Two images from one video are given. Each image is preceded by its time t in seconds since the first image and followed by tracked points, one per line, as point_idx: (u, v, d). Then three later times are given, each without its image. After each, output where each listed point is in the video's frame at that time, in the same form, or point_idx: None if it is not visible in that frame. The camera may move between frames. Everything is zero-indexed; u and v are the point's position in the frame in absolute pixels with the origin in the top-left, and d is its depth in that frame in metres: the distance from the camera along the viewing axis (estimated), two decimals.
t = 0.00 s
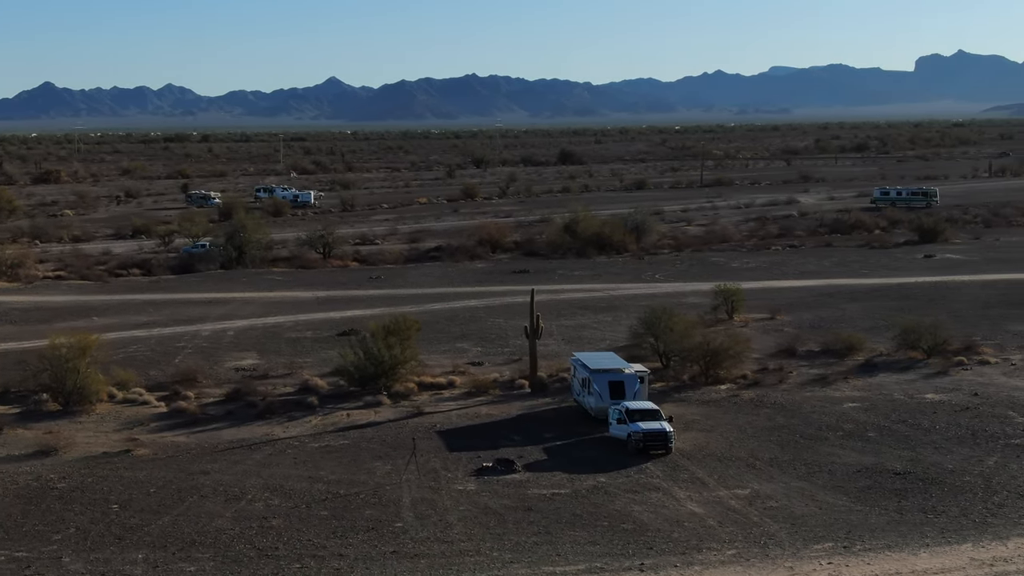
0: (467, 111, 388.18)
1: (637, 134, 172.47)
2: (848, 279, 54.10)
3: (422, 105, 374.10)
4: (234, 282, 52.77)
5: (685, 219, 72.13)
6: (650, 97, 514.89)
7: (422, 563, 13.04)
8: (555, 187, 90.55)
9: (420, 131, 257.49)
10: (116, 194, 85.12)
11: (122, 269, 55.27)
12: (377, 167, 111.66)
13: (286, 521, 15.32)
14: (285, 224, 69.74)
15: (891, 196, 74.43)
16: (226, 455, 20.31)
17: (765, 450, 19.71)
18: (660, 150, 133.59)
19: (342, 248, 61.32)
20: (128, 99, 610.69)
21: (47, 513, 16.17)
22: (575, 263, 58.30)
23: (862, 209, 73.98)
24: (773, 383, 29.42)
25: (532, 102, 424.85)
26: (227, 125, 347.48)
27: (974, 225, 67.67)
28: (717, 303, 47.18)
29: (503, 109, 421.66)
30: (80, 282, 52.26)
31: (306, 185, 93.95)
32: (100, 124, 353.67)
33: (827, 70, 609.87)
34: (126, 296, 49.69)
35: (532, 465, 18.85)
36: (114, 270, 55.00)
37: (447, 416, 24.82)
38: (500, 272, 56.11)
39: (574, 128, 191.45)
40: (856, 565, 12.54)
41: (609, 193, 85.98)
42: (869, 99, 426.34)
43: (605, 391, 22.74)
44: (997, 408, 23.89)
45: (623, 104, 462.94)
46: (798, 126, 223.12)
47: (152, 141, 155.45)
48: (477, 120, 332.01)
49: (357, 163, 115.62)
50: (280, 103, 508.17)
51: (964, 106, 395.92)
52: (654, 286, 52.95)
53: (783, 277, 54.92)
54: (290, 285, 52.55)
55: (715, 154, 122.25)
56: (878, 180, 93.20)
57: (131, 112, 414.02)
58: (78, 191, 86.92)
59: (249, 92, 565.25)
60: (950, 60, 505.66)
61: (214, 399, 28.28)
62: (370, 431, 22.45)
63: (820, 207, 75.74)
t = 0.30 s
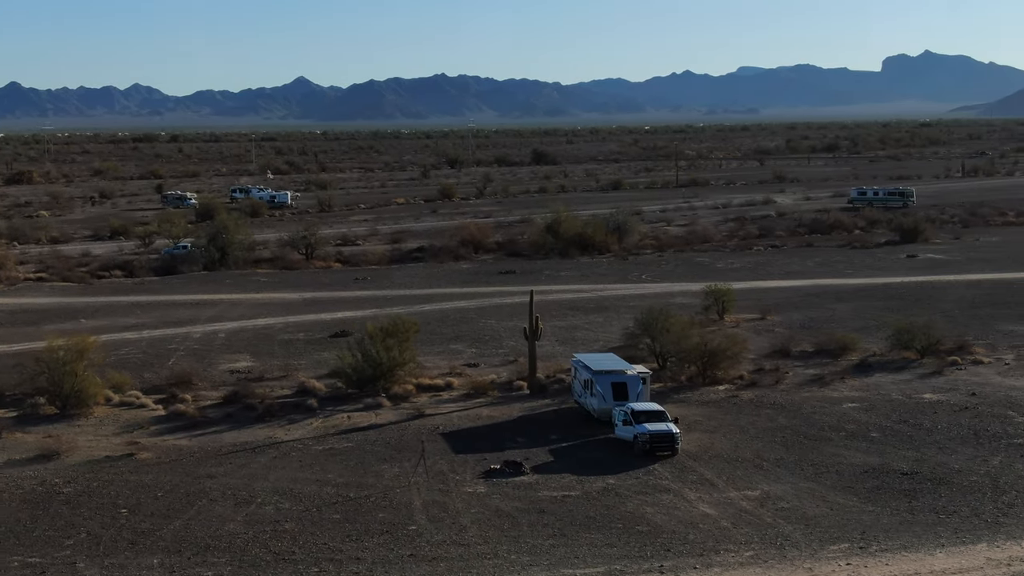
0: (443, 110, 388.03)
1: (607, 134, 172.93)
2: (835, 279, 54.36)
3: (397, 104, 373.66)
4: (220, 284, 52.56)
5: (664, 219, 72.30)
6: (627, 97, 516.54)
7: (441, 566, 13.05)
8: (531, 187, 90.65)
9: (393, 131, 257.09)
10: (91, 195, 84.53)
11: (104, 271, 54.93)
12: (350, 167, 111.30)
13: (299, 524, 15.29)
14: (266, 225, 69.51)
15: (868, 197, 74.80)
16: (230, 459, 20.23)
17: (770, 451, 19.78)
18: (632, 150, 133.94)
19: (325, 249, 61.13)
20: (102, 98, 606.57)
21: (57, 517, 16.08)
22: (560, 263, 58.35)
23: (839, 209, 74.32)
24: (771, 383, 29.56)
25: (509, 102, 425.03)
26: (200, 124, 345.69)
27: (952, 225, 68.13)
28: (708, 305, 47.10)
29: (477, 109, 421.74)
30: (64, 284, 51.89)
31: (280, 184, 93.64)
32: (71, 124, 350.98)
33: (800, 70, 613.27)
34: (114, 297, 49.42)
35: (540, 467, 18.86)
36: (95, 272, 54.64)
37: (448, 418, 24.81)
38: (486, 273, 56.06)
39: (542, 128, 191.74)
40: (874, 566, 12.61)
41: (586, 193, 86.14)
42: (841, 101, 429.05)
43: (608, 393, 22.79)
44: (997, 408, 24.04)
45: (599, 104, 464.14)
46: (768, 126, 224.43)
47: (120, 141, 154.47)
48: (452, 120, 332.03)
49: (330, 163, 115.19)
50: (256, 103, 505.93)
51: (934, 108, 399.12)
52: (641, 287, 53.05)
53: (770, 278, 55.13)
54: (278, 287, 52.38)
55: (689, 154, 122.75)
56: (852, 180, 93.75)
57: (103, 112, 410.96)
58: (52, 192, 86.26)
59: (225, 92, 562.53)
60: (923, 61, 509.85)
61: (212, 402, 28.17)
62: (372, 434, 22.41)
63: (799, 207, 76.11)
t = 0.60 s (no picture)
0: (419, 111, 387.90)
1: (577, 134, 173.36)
2: (822, 279, 54.63)
3: (370, 105, 373.53)
4: (206, 286, 52.31)
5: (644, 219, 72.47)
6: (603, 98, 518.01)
7: (460, 570, 13.04)
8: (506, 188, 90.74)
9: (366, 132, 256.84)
10: (65, 196, 83.90)
11: (85, 272, 54.55)
12: (324, 167, 111.01)
13: (312, 528, 15.25)
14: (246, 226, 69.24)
15: (844, 197, 75.20)
16: (235, 462, 20.13)
17: (775, 452, 19.86)
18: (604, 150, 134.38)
19: (307, 250, 60.92)
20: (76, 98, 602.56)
21: (66, 523, 15.96)
22: (545, 264, 58.39)
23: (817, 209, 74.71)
24: (768, 384, 29.69)
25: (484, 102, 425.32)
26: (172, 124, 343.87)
27: (929, 225, 68.59)
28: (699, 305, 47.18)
29: (445, 110, 421.40)
30: (47, 286, 51.50)
31: (255, 184, 93.32)
32: (41, 124, 347.87)
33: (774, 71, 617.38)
34: (100, 299, 49.10)
35: (548, 469, 18.87)
36: (76, 273, 54.23)
37: (449, 420, 24.78)
38: (472, 274, 56.05)
39: (510, 127, 192.10)
40: (892, 567, 12.69)
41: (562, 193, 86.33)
42: (814, 102, 431.59)
43: (610, 394, 22.83)
44: (996, 408, 24.22)
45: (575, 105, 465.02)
46: (739, 125, 225.40)
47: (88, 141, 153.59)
48: (427, 120, 331.98)
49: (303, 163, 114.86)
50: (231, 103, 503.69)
51: (905, 108, 402.20)
52: (629, 287, 53.15)
53: (757, 278, 55.33)
54: (266, 288, 52.19)
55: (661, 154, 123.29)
56: (826, 180, 94.33)
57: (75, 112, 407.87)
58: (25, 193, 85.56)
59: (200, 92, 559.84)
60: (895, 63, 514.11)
61: (210, 405, 28.06)
62: (375, 437, 22.35)
63: (778, 207, 76.51)
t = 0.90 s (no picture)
0: (394, 111, 387.35)
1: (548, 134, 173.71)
2: (808, 279, 54.89)
3: (345, 106, 372.71)
4: (192, 287, 52.05)
5: (624, 219, 72.60)
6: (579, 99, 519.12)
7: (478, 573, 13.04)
8: (482, 188, 90.70)
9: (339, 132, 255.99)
10: (39, 197, 83.14)
11: (66, 275, 54.11)
12: (298, 168, 110.64)
13: (326, 532, 15.21)
14: (226, 227, 68.87)
15: (822, 197, 75.63)
16: (237, 466, 20.03)
17: (778, 453, 19.94)
18: (577, 150, 134.69)
19: (289, 251, 60.65)
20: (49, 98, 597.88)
21: (75, 528, 15.86)
22: (531, 265, 58.38)
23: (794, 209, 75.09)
24: (765, 384, 29.81)
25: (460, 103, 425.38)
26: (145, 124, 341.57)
27: (907, 225, 69.04)
28: (689, 306, 47.28)
29: (420, 111, 420.92)
30: (29, 289, 51.05)
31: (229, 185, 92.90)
32: (10, 125, 344.30)
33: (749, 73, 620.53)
34: (85, 302, 48.79)
35: (555, 471, 18.88)
36: (57, 275, 53.80)
37: (448, 422, 24.74)
38: (457, 275, 55.98)
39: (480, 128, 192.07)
40: (909, 567, 12.78)
41: (539, 193, 86.43)
42: (784, 102, 434.41)
43: (612, 396, 22.88)
44: (993, 408, 24.42)
45: (551, 105, 465.91)
46: (710, 125, 226.34)
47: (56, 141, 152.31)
48: (403, 120, 331.63)
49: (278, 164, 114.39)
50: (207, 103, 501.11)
51: (877, 109, 405.37)
52: (615, 287, 53.22)
53: (743, 279, 55.52)
54: (252, 290, 51.97)
55: (634, 154, 123.68)
56: (801, 180, 94.84)
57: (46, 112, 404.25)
58: None
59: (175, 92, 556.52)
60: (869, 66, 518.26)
61: (206, 408, 27.89)
62: (377, 439, 22.28)
63: (756, 207, 76.86)
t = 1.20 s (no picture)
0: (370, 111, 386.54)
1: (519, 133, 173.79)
2: (795, 280, 55.15)
3: (320, 108, 371.59)
4: (177, 289, 51.77)
5: (604, 220, 72.70)
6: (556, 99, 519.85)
7: None
8: (458, 188, 90.64)
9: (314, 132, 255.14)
10: (13, 198, 82.39)
11: (47, 276, 53.69)
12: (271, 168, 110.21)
13: (340, 535, 15.20)
14: (207, 228, 68.53)
15: (798, 198, 76.01)
16: (242, 469, 19.96)
17: (783, 454, 20.03)
18: (550, 150, 134.91)
19: (271, 252, 60.42)
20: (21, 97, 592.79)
21: (85, 532, 15.80)
22: (516, 266, 58.39)
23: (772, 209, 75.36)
24: (763, 385, 29.92)
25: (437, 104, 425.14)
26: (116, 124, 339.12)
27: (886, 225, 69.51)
28: (679, 307, 47.41)
29: (397, 111, 420.34)
30: (13, 291, 50.63)
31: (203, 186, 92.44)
32: None
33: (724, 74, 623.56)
34: (72, 304, 48.48)
35: (562, 473, 18.91)
36: (39, 277, 53.38)
37: (449, 424, 24.72)
38: (442, 276, 55.96)
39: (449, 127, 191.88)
40: (926, 567, 12.88)
41: (517, 194, 86.48)
42: (759, 103, 436.64)
43: (615, 397, 22.95)
44: (991, 408, 24.60)
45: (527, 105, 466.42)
46: (682, 125, 227.11)
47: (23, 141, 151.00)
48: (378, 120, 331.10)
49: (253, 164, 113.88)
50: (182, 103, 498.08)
51: (848, 109, 407.92)
52: (601, 288, 53.32)
53: (729, 279, 55.71)
54: (238, 291, 51.76)
55: (608, 155, 123.98)
56: (776, 180, 95.29)
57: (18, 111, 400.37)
58: None
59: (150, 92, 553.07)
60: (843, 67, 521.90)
61: (204, 411, 27.77)
62: (380, 442, 22.24)
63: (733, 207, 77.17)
